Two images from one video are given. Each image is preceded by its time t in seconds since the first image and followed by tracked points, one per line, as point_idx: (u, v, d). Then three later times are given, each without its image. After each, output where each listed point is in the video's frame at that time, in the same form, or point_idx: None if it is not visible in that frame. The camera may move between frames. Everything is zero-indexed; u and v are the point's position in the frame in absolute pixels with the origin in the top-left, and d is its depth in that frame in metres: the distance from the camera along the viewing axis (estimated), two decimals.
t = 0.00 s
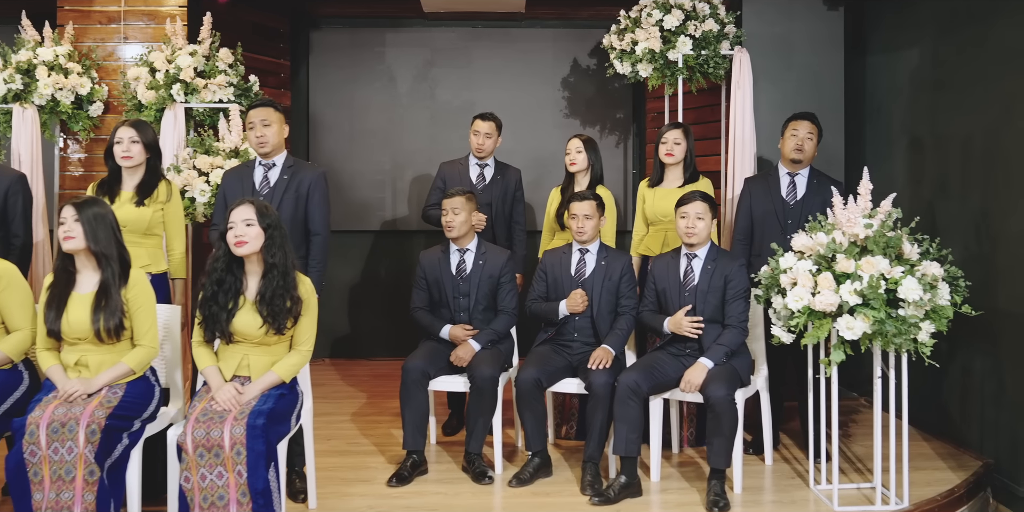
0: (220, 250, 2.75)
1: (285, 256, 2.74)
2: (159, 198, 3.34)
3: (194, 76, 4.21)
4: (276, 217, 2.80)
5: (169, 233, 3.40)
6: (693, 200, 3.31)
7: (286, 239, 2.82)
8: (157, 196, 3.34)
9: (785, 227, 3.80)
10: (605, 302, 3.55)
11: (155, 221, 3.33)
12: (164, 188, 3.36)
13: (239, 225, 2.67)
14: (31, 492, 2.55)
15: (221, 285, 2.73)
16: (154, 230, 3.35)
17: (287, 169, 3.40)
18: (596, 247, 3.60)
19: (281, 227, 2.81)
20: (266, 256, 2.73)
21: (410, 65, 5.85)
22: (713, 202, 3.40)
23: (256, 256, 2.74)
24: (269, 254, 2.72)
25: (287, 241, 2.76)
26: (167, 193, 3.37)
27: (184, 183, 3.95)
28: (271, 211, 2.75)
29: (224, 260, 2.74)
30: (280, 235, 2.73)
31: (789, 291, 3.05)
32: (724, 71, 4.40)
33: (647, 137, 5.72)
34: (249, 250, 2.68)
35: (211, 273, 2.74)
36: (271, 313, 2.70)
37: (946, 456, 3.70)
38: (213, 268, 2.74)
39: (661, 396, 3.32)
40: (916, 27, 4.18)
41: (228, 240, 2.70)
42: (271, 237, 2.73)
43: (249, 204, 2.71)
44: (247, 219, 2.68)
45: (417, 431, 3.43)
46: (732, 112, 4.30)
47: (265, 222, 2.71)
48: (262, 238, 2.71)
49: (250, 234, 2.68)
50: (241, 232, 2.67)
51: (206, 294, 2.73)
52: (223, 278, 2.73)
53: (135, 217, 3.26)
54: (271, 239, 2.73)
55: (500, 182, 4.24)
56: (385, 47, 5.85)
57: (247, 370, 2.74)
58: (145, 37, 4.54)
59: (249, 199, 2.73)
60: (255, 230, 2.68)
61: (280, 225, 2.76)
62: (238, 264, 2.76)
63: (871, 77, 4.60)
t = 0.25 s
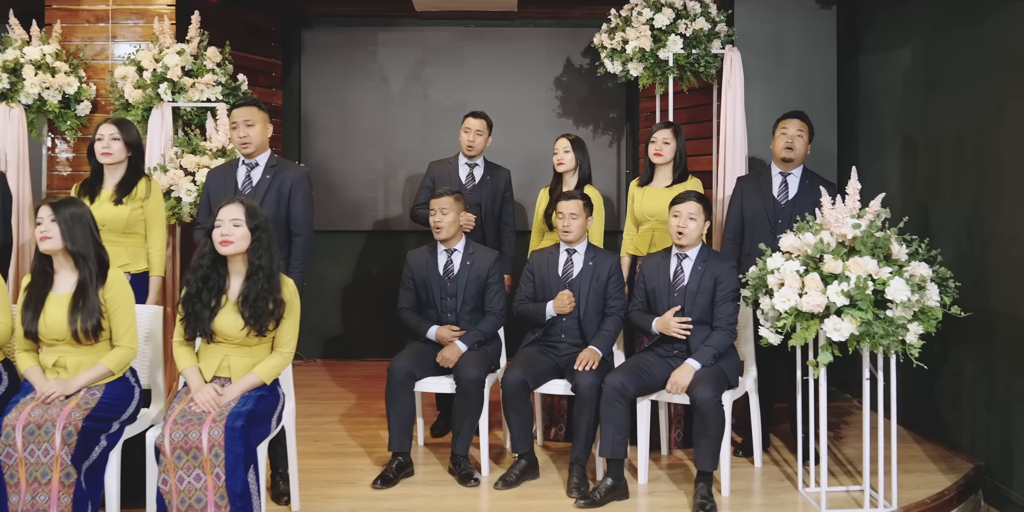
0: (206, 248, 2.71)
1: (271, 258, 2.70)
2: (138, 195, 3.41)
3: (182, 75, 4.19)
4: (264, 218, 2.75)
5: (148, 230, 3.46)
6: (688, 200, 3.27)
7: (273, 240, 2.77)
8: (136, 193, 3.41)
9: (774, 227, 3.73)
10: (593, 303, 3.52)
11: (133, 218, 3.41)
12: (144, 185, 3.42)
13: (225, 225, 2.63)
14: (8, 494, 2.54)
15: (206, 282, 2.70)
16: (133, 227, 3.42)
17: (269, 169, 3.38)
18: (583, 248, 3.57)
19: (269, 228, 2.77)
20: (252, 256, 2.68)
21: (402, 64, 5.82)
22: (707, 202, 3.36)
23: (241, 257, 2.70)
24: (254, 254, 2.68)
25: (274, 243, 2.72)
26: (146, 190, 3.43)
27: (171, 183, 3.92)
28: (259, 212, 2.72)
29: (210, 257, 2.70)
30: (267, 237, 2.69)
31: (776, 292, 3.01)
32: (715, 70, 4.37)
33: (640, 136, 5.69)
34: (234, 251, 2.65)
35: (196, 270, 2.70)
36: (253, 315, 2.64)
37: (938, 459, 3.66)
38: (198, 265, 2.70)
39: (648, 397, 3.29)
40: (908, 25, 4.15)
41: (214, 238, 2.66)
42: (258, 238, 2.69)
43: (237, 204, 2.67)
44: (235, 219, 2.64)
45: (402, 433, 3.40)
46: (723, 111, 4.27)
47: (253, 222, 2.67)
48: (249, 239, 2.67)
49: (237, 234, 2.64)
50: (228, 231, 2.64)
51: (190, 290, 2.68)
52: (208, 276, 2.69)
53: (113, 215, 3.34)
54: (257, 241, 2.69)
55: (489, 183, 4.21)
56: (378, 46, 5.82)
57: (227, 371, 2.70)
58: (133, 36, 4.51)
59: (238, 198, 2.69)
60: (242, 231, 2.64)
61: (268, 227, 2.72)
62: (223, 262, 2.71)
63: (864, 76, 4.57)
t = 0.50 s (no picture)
0: (189, 245, 2.68)
1: (254, 259, 2.67)
2: (120, 194, 3.41)
3: (171, 73, 4.15)
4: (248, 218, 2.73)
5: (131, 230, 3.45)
6: (681, 200, 3.24)
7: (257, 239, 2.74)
8: (119, 192, 3.40)
9: (768, 226, 3.69)
10: (583, 303, 3.49)
11: (116, 218, 3.41)
12: (127, 184, 3.42)
13: (208, 223, 2.60)
14: None
15: (188, 280, 2.66)
16: (117, 227, 3.43)
17: (256, 167, 3.34)
18: (574, 247, 3.54)
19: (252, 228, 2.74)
20: (235, 256, 2.65)
21: (396, 63, 5.79)
22: (702, 202, 3.32)
23: (223, 256, 2.67)
24: (237, 254, 2.65)
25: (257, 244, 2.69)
26: (128, 190, 3.42)
27: (159, 182, 3.87)
28: (244, 211, 2.69)
29: (192, 255, 2.67)
30: (250, 237, 2.66)
31: (767, 292, 2.98)
32: (709, 68, 4.34)
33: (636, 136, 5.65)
34: (215, 250, 2.61)
35: (178, 267, 2.67)
36: (235, 315, 2.61)
37: (932, 461, 3.63)
38: (180, 263, 2.67)
39: (639, 398, 3.25)
40: (904, 23, 4.11)
41: (196, 236, 2.63)
42: (240, 238, 2.66)
43: (222, 202, 2.64)
44: (218, 218, 2.61)
45: (390, 434, 3.37)
46: (716, 110, 4.24)
47: (236, 222, 2.64)
48: (231, 239, 2.64)
49: (219, 233, 2.61)
50: (211, 230, 2.60)
51: (172, 288, 2.65)
52: (189, 273, 2.66)
53: (94, 216, 3.35)
54: (240, 240, 2.66)
55: (480, 182, 4.17)
56: (371, 45, 5.79)
57: (209, 371, 2.67)
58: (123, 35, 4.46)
59: (224, 197, 2.67)
60: (225, 230, 2.61)
61: (252, 226, 2.69)
62: (206, 259, 2.69)
63: (860, 75, 4.54)
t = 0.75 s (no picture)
0: (165, 244, 2.66)
1: (232, 258, 2.66)
2: (111, 193, 3.34)
3: (162, 71, 4.11)
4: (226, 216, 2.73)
5: (121, 229, 3.38)
6: (677, 198, 3.19)
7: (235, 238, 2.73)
8: (110, 191, 3.33)
9: (763, 224, 3.64)
10: (576, 304, 3.45)
11: (107, 218, 3.34)
12: (118, 182, 3.35)
13: (185, 221, 2.60)
14: None
15: (166, 279, 2.65)
16: (107, 226, 3.36)
17: (246, 165, 3.25)
18: (566, 246, 3.49)
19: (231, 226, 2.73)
20: (212, 255, 2.64)
21: (391, 61, 5.75)
22: (697, 200, 3.28)
23: (201, 254, 2.66)
24: (214, 253, 2.64)
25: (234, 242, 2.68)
26: (120, 188, 3.35)
27: (148, 180, 3.85)
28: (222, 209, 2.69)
29: (169, 253, 2.66)
30: (228, 236, 2.66)
31: (762, 291, 2.93)
32: (705, 65, 4.30)
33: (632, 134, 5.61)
34: (192, 248, 2.61)
35: (156, 266, 2.65)
36: (214, 314, 2.59)
37: (930, 463, 3.58)
38: (159, 262, 2.65)
39: (632, 399, 3.21)
40: (901, 20, 4.07)
41: (172, 235, 2.62)
42: (217, 236, 2.65)
43: (200, 201, 2.64)
44: (195, 216, 2.60)
45: (381, 435, 3.32)
46: (712, 108, 4.19)
47: (214, 221, 2.64)
48: (209, 237, 2.64)
49: (196, 231, 2.61)
50: (188, 228, 2.60)
51: (150, 287, 2.64)
52: (167, 272, 2.65)
53: (84, 215, 3.28)
54: (217, 239, 2.66)
55: (472, 179, 4.14)
56: (366, 43, 5.74)
57: (192, 372, 2.65)
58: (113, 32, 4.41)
59: (202, 195, 2.67)
60: (202, 229, 2.61)
61: (230, 225, 2.69)
62: (184, 258, 2.68)
63: (857, 73, 4.50)
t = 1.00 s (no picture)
0: (139, 244, 2.61)
1: (208, 257, 2.61)
2: (102, 193, 3.17)
3: (152, 68, 4.06)
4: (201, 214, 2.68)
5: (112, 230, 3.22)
6: (670, 197, 3.14)
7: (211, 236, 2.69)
8: (101, 191, 3.17)
9: (762, 224, 3.58)
10: (570, 304, 3.40)
11: (98, 218, 3.17)
12: (110, 182, 3.19)
13: (159, 220, 2.55)
14: None
15: (141, 280, 2.60)
16: (97, 227, 3.18)
17: (237, 164, 3.13)
18: (560, 246, 3.45)
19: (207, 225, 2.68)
20: (186, 255, 2.59)
21: (386, 59, 5.70)
22: (692, 199, 3.23)
23: (175, 254, 2.61)
24: (188, 253, 2.59)
25: (209, 241, 2.63)
26: (111, 188, 3.20)
27: (137, 178, 3.83)
28: (197, 207, 2.64)
29: (143, 253, 2.61)
30: (203, 235, 2.61)
31: (758, 291, 2.88)
32: (702, 63, 4.25)
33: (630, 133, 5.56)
34: (165, 249, 2.56)
35: (130, 267, 2.60)
36: (191, 315, 2.55)
37: (929, 466, 3.53)
38: (132, 262, 2.60)
39: (627, 401, 3.16)
40: (900, 17, 4.02)
41: (145, 234, 2.57)
42: (191, 236, 2.60)
43: (173, 199, 2.59)
44: (168, 215, 2.56)
45: (371, 437, 3.27)
46: (709, 106, 4.14)
47: (188, 219, 2.59)
48: (183, 237, 2.59)
49: (170, 230, 2.56)
50: (161, 227, 2.55)
51: (125, 288, 2.59)
52: (141, 273, 2.60)
53: (76, 215, 3.10)
54: (192, 238, 2.61)
55: (464, 177, 4.09)
56: (361, 41, 5.69)
57: (173, 373, 2.61)
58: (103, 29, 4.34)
59: (175, 193, 2.61)
60: (176, 228, 2.56)
61: (205, 223, 2.64)
62: (158, 258, 2.63)
63: (856, 70, 4.44)
